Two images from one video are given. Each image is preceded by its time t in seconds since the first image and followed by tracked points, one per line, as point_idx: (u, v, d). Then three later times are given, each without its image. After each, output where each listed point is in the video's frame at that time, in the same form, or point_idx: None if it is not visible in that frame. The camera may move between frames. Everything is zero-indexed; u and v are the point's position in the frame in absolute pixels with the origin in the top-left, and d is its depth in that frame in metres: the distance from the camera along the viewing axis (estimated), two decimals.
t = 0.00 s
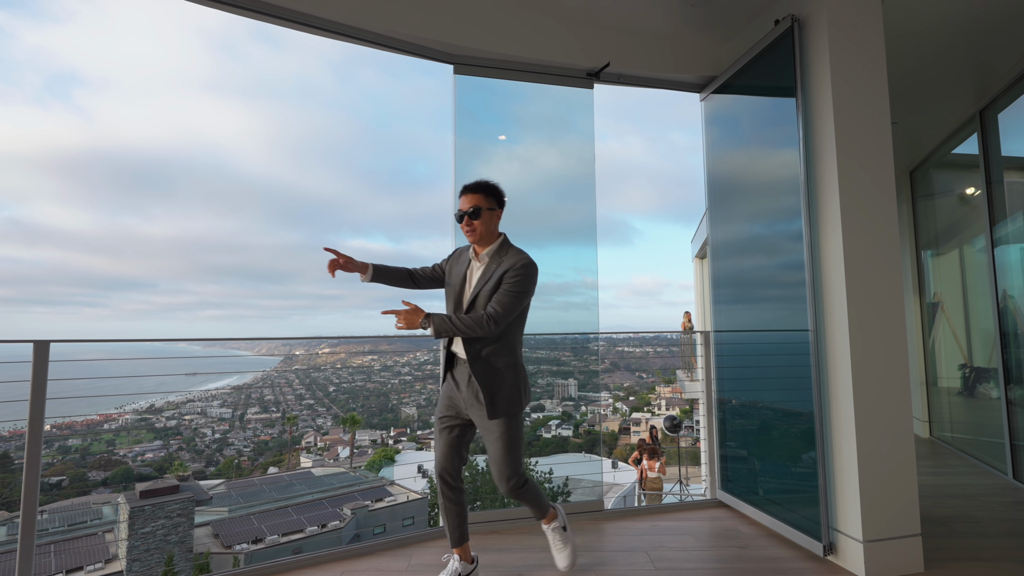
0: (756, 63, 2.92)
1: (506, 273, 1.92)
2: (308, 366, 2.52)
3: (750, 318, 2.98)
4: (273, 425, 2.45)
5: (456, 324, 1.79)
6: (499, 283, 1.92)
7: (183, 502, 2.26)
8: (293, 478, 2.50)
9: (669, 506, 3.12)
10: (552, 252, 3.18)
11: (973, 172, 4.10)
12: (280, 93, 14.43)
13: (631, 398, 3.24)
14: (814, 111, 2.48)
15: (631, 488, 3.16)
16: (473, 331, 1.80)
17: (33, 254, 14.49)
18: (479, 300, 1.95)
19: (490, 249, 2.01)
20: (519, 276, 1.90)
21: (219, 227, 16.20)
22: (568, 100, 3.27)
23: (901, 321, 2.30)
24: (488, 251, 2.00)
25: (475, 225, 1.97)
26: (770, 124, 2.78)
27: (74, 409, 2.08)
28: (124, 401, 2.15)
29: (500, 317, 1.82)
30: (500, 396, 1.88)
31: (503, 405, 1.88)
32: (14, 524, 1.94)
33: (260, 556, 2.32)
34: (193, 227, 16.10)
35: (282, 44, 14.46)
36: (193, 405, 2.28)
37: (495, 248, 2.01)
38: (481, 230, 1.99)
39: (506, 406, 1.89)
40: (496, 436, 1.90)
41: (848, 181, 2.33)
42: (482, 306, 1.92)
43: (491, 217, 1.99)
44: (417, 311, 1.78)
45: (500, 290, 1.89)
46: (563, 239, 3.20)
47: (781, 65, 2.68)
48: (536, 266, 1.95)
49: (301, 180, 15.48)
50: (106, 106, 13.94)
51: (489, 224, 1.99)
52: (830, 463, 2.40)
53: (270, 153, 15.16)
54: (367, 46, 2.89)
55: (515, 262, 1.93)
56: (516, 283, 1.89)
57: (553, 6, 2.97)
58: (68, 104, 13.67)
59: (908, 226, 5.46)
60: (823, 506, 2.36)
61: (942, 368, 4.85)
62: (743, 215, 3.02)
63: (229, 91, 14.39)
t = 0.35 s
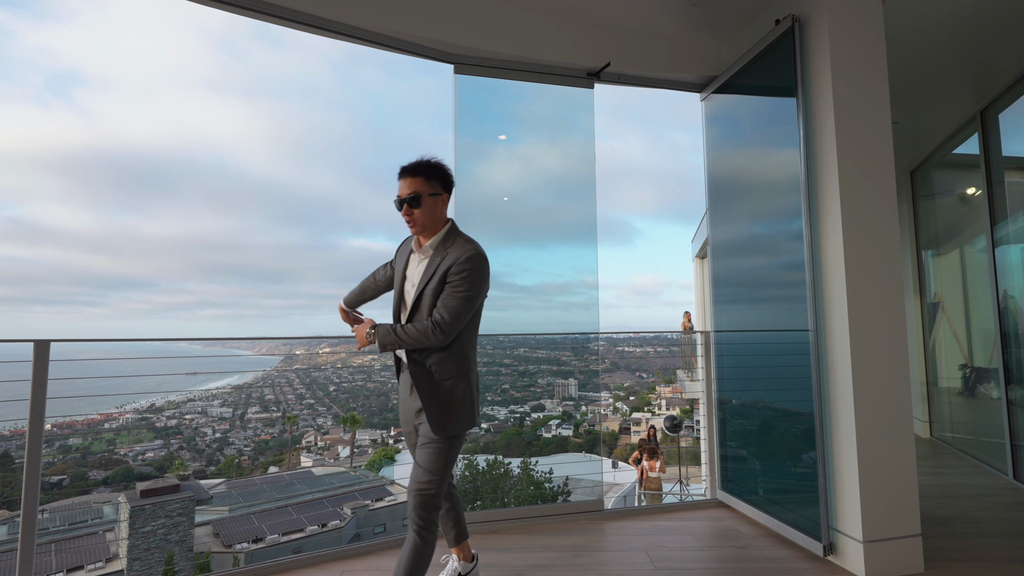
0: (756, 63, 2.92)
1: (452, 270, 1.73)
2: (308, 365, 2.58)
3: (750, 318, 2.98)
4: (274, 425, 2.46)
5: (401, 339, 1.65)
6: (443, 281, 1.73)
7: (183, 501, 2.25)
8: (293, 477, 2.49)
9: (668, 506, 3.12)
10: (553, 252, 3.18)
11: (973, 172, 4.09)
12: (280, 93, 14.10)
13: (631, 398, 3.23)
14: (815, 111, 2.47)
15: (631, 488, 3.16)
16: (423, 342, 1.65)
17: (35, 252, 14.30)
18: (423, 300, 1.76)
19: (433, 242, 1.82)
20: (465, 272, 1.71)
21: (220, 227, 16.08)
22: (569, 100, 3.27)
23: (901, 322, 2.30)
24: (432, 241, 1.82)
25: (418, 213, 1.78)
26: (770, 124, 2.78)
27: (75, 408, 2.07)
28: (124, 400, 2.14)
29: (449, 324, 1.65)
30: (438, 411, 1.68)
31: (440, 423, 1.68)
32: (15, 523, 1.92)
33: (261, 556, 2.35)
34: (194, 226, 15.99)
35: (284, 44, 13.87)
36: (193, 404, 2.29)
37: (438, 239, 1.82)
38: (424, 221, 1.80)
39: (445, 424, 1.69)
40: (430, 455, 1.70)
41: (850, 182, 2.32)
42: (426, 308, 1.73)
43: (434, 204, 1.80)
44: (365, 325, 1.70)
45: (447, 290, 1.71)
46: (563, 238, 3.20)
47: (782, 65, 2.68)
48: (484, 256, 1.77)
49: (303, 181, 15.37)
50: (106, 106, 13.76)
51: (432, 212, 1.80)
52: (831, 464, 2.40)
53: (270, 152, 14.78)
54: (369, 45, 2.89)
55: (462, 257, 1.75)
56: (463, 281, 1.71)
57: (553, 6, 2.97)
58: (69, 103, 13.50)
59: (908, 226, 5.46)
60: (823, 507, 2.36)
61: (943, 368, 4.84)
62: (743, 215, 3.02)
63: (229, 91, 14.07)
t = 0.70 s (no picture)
0: (756, 63, 2.92)
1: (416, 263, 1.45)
2: (309, 365, 2.60)
3: (750, 318, 2.99)
4: (274, 425, 2.44)
5: (360, 347, 1.38)
6: (406, 277, 1.45)
7: (183, 501, 2.25)
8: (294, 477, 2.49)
9: (668, 506, 3.13)
10: (553, 251, 3.18)
11: (974, 170, 4.09)
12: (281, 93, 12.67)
13: (632, 398, 3.23)
14: (815, 111, 2.47)
15: (631, 487, 3.18)
16: (384, 351, 1.37)
17: (35, 253, 12.61)
18: (381, 298, 1.46)
19: (389, 225, 1.53)
20: (432, 266, 1.44)
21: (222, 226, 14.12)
22: (569, 100, 3.27)
23: (902, 322, 2.29)
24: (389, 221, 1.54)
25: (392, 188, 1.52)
26: (771, 124, 2.78)
27: (76, 408, 2.06)
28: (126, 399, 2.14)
29: (418, 329, 1.37)
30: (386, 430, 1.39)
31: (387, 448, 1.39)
32: (15, 523, 1.92)
33: (261, 556, 2.38)
34: (195, 226, 14.09)
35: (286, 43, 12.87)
36: (194, 404, 2.30)
37: (398, 222, 1.54)
38: (395, 196, 1.53)
39: (395, 451, 1.40)
40: (371, 484, 1.41)
41: (851, 181, 2.32)
42: (384, 308, 1.44)
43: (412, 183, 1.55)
44: (323, 332, 1.44)
45: (411, 287, 1.43)
46: (562, 238, 3.20)
47: (782, 65, 2.68)
48: (454, 247, 1.51)
49: (302, 180, 12.97)
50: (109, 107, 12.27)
51: (405, 191, 1.55)
52: (832, 464, 2.39)
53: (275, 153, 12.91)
54: (371, 45, 2.89)
55: (426, 247, 1.46)
56: (431, 277, 1.44)
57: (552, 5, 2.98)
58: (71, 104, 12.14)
59: (909, 226, 5.46)
60: (824, 507, 2.36)
61: (944, 367, 4.83)
62: (743, 215, 3.02)
63: (235, 92, 12.77)
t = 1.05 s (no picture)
0: (757, 63, 2.92)
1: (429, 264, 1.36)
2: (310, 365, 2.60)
3: (751, 318, 2.98)
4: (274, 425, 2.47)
5: (393, 357, 1.16)
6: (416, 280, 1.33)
7: (184, 500, 2.25)
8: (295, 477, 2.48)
9: (667, 507, 3.13)
10: (553, 251, 3.18)
11: (974, 171, 4.10)
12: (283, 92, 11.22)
13: (632, 398, 3.23)
14: (816, 110, 2.47)
15: (629, 486, 3.18)
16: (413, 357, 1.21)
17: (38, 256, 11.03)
18: (390, 297, 1.28)
19: (388, 218, 1.32)
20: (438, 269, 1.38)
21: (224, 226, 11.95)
22: (570, 99, 3.26)
23: (903, 321, 2.29)
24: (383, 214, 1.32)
25: (389, 177, 1.28)
26: (772, 123, 2.77)
27: (77, 407, 2.06)
28: (126, 399, 2.15)
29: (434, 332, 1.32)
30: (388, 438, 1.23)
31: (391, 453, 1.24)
32: (15, 523, 1.91)
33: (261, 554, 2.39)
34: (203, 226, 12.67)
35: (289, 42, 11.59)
36: (195, 404, 2.31)
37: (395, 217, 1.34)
38: (392, 188, 1.30)
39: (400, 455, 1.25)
40: (369, 500, 1.19)
41: (851, 180, 2.32)
42: (394, 307, 1.28)
43: (410, 173, 1.33)
44: (335, 355, 1.06)
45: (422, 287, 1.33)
46: (563, 237, 3.20)
47: (783, 65, 2.68)
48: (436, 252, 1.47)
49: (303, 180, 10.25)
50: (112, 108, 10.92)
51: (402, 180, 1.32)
52: (831, 463, 2.39)
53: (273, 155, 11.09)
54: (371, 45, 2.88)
55: (435, 252, 1.37)
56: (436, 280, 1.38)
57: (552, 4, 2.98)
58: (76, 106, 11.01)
59: (909, 226, 5.45)
60: (824, 506, 2.36)
61: (945, 367, 4.83)
62: (744, 214, 3.01)
63: (237, 91, 11.33)
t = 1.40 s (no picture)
0: (755, 65, 2.93)
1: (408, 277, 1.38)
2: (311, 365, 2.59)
3: (749, 318, 2.99)
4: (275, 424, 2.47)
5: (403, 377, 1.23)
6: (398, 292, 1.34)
7: (185, 499, 2.26)
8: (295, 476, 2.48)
9: (665, 505, 3.15)
10: (553, 252, 3.19)
11: (971, 172, 4.12)
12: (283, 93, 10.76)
13: (631, 397, 3.25)
14: (815, 112, 2.48)
15: (628, 484, 3.20)
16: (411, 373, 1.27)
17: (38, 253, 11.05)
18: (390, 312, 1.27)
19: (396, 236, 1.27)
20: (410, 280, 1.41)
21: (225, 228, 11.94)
22: (570, 101, 3.28)
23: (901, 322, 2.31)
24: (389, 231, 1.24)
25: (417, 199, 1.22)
26: (770, 124, 2.78)
27: (78, 406, 2.06)
28: (126, 398, 2.16)
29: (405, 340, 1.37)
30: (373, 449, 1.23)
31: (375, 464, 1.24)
32: (16, 521, 1.92)
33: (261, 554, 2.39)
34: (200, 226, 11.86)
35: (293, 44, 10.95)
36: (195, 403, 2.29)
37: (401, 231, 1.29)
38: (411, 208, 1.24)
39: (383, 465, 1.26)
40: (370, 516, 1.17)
41: (850, 182, 2.34)
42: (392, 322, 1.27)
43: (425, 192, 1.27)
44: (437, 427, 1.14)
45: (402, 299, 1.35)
46: (562, 238, 3.21)
47: (781, 67, 2.70)
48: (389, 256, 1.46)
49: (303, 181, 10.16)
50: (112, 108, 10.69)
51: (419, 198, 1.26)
52: (830, 463, 2.41)
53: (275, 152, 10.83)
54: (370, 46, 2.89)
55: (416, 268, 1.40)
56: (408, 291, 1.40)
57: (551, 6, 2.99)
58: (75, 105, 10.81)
59: (907, 225, 5.46)
60: (822, 506, 2.38)
61: (941, 367, 4.87)
62: (743, 215, 3.02)
63: (241, 92, 10.92)
